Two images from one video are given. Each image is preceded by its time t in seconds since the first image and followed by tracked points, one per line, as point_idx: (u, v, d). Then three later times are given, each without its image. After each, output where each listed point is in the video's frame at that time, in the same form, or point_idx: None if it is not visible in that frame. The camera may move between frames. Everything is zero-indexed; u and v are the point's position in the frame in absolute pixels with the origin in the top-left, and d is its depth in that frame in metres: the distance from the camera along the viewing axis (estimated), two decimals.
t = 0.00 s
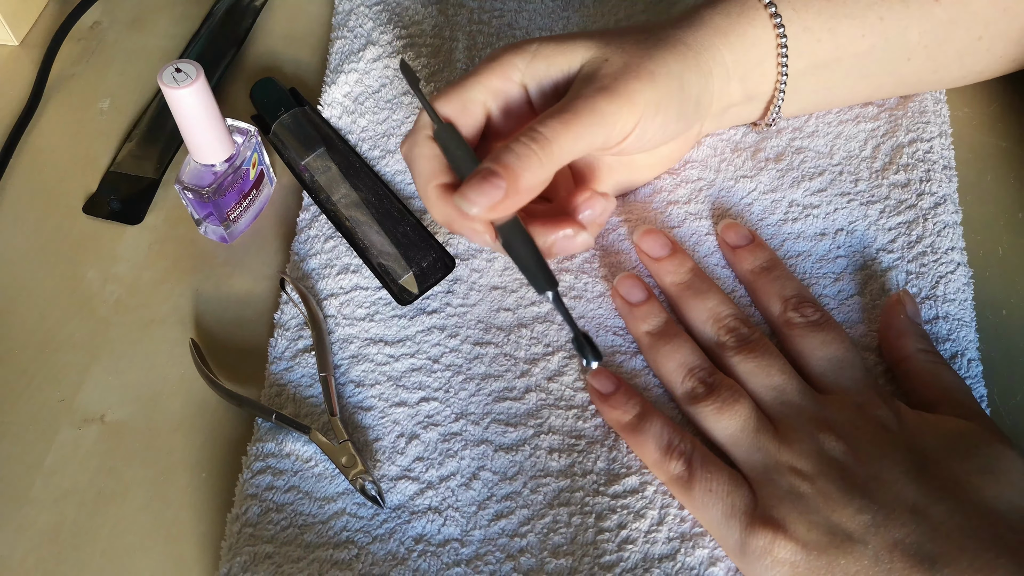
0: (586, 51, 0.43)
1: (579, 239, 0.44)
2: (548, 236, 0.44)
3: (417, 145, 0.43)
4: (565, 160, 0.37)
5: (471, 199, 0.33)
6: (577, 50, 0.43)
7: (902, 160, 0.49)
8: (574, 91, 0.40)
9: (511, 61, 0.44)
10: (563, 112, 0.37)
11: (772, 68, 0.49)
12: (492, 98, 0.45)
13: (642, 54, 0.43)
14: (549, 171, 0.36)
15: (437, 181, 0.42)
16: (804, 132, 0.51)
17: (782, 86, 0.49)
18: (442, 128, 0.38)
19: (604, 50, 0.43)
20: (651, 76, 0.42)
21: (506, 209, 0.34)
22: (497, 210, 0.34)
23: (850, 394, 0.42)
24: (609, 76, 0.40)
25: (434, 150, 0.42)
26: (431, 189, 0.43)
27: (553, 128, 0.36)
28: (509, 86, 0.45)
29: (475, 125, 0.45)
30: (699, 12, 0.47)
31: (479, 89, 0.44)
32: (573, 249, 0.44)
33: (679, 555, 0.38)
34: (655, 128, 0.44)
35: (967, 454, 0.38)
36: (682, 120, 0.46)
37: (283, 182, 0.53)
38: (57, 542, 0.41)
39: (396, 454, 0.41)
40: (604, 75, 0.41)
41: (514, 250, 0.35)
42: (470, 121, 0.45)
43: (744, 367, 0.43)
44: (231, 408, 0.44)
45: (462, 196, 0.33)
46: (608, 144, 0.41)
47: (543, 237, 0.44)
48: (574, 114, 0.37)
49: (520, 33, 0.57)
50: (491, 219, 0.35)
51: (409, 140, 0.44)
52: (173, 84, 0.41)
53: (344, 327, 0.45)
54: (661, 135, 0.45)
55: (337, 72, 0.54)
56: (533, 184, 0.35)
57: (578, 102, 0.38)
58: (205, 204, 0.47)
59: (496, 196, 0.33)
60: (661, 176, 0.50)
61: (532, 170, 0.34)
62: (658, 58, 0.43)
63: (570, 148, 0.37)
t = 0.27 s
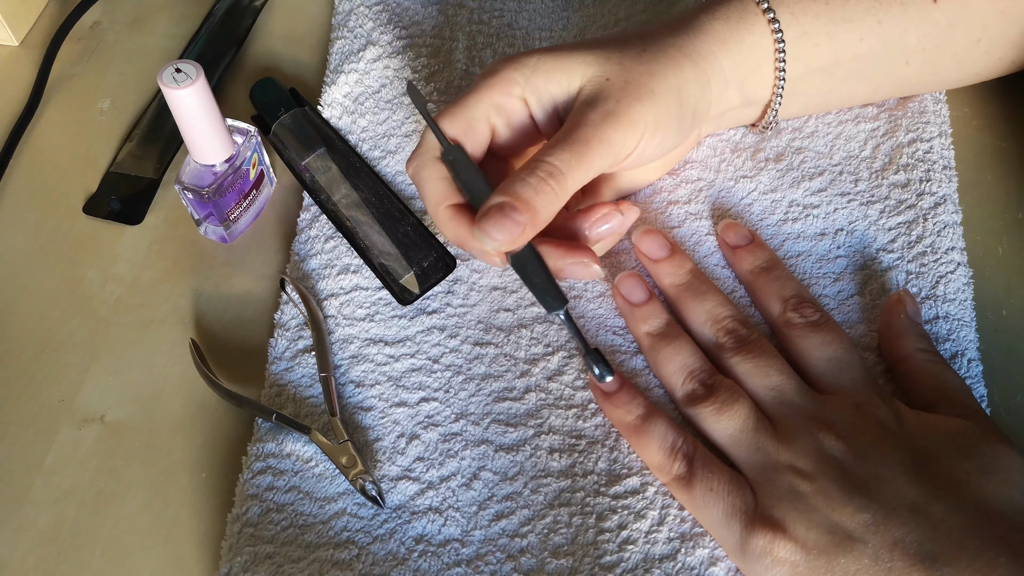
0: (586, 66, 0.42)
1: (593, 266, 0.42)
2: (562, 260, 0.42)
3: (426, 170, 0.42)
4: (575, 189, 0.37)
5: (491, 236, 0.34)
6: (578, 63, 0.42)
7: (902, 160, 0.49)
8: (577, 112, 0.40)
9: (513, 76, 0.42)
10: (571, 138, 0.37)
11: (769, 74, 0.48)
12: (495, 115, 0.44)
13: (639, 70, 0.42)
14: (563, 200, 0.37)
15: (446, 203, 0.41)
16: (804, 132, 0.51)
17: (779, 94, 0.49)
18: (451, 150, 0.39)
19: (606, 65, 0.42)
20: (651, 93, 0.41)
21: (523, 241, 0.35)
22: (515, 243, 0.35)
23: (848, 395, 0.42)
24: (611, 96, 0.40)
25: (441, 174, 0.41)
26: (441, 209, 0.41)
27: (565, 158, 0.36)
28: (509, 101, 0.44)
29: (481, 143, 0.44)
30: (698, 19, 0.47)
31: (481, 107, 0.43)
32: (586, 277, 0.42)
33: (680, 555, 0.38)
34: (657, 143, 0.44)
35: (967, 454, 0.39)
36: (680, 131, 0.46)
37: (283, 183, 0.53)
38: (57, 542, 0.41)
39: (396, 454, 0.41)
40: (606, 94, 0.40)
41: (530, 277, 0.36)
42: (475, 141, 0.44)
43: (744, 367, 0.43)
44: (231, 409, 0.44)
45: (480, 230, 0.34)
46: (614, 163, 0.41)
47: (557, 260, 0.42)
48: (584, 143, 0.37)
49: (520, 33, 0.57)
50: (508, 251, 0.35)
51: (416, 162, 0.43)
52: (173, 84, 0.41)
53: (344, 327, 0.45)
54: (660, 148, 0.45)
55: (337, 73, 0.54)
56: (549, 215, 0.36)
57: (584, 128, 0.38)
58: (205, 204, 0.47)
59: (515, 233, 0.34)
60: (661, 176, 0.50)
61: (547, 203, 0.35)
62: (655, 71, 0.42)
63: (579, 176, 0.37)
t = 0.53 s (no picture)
0: (587, 74, 0.42)
1: (593, 280, 0.43)
2: (562, 272, 0.43)
3: (429, 172, 0.42)
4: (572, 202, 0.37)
5: (495, 247, 0.34)
6: (581, 71, 0.42)
7: (902, 160, 0.49)
8: (577, 122, 0.40)
9: (517, 82, 0.42)
10: (571, 150, 0.37)
11: (772, 81, 0.49)
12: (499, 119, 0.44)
13: (640, 80, 0.42)
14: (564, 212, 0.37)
15: (454, 206, 0.41)
16: (804, 132, 0.51)
17: (780, 99, 0.49)
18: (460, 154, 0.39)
19: (607, 74, 0.42)
20: (650, 103, 0.42)
21: (526, 251, 0.35)
22: (518, 255, 0.35)
23: (847, 395, 0.42)
24: (610, 108, 0.40)
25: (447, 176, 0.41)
26: (449, 212, 0.41)
27: (565, 170, 0.36)
28: (513, 106, 0.43)
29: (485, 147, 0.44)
30: (700, 24, 0.47)
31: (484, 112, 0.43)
32: (586, 289, 0.43)
33: (680, 555, 0.38)
34: (656, 151, 0.44)
35: (967, 454, 0.38)
36: (680, 140, 0.46)
37: (283, 183, 0.53)
38: (57, 542, 0.41)
39: (396, 454, 0.41)
40: (607, 105, 0.40)
41: (531, 287, 0.36)
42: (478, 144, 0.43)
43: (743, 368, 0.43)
44: (231, 409, 0.44)
45: (485, 240, 0.34)
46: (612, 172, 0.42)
47: (557, 273, 0.42)
48: (584, 155, 0.37)
49: (520, 33, 0.57)
50: (510, 262, 0.35)
51: (418, 163, 0.42)
52: (173, 84, 0.41)
53: (344, 327, 0.45)
54: (659, 156, 0.45)
55: (337, 73, 0.54)
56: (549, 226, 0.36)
57: (585, 140, 0.38)
58: (205, 204, 0.47)
59: (519, 245, 0.34)
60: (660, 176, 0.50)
61: (549, 214, 0.35)
62: (655, 80, 0.43)
63: (578, 188, 0.37)
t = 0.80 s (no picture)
0: (591, 84, 0.42)
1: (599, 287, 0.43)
2: (567, 281, 0.43)
3: (436, 187, 0.41)
4: (577, 214, 0.37)
5: (500, 265, 0.34)
6: (585, 82, 0.42)
7: (902, 160, 0.49)
8: (581, 134, 0.40)
9: (521, 92, 0.42)
10: (576, 163, 0.37)
11: (772, 87, 0.49)
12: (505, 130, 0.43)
13: (644, 90, 0.42)
14: (567, 227, 0.37)
15: (461, 221, 0.41)
16: (804, 132, 0.51)
17: (782, 102, 0.49)
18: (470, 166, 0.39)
19: (611, 84, 0.42)
20: (654, 114, 0.42)
21: (529, 267, 0.35)
22: (523, 270, 0.35)
23: (846, 395, 0.42)
24: (615, 120, 0.40)
25: (455, 190, 0.41)
26: (456, 227, 0.42)
27: (569, 185, 0.36)
28: (518, 117, 0.43)
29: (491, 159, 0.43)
30: (703, 27, 0.47)
31: (491, 121, 0.42)
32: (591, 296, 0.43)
33: (680, 555, 0.38)
34: (659, 159, 0.45)
35: (967, 453, 0.39)
36: (683, 148, 0.46)
37: (283, 183, 0.53)
38: (57, 542, 0.41)
39: (396, 454, 0.41)
40: (611, 116, 0.41)
41: (537, 303, 0.36)
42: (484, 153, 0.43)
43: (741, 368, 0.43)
44: (232, 409, 0.44)
45: (489, 257, 0.34)
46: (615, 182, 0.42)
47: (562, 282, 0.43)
48: (588, 169, 0.37)
49: (520, 33, 0.57)
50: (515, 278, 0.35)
51: (425, 178, 0.42)
52: (174, 84, 0.41)
53: (344, 327, 0.45)
54: (661, 164, 0.46)
55: (337, 73, 0.54)
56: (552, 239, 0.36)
57: (590, 153, 0.38)
58: (205, 204, 0.47)
59: (522, 262, 0.34)
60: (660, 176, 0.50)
61: (553, 229, 0.35)
62: (660, 90, 0.43)
63: (582, 202, 0.37)
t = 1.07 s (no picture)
0: (578, 69, 0.42)
1: (587, 277, 0.42)
2: (556, 270, 0.42)
3: (422, 179, 0.43)
4: (561, 192, 0.37)
5: (479, 238, 0.34)
6: (571, 66, 0.42)
7: (902, 160, 0.49)
8: (568, 115, 0.40)
9: (502, 82, 0.42)
10: (558, 143, 0.37)
11: (768, 75, 0.48)
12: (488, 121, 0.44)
13: (632, 71, 0.42)
14: (550, 205, 0.36)
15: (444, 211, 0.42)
16: (805, 132, 0.51)
17: (777, 93, 0.49)
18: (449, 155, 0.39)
19: (597, 67, 0.42)
20: (643, 94, 0.42)
21: (512, 244, 0.35)
22: (505, 246, 0.35)
23: (845, 394, 0.42)
24: (601, 99, 0.40)
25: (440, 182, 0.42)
26: (439, 217, 0.42)
27: (550, 163, 0.36)
28: (502, 107, 0.44)
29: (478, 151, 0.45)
30: (696, 14, 0.47)
31: (473, 113, 0.43)
32: (581, 287, 0.43)
33: (680, 555, 0.38)
34: (651, 143, 0.44)
35: (967, 453, 0.39)
36: (676, 131, 0.46)
37: (283, 183, 0.53)
38: (57, 542, 0.41)
39: (396, 454, 0.41)
40: (598, 97, 0.40)
41: (522, 283, 0.36)
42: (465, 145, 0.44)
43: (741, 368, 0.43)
44: (232, 409, 0.44)
45: (469, 233, 0.34)
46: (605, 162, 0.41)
47: (552, 271, 0.42)
48: (570, 147, 0.37)
49: (520, 33, 0.57)
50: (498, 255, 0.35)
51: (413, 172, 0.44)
52: (173, 84, 0.41)
53: (344, 327, 0.45)
54: (655, 148, 0.45)
55: (337, 73, 0.54)
56: (537, 219, 0.36)
57: (573, 132, 0.38)
58: (205, 204, 0.47)
59: (502, 236, 0.34)
60: (660, 176, 0.50)
61: (535, 206, 0.35)
62: (648, 72, 0.42)
63: (565, 179, 0.37)
